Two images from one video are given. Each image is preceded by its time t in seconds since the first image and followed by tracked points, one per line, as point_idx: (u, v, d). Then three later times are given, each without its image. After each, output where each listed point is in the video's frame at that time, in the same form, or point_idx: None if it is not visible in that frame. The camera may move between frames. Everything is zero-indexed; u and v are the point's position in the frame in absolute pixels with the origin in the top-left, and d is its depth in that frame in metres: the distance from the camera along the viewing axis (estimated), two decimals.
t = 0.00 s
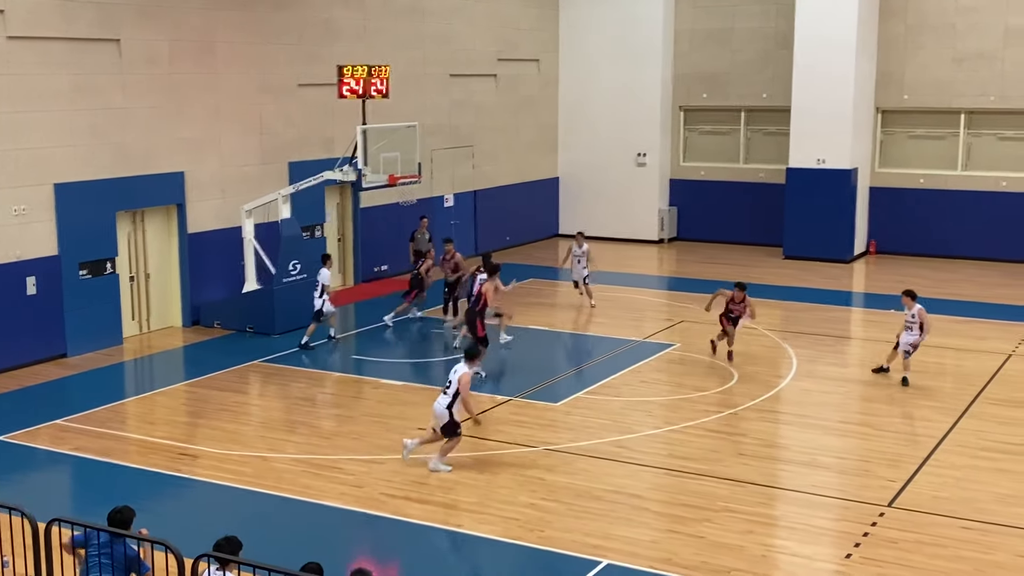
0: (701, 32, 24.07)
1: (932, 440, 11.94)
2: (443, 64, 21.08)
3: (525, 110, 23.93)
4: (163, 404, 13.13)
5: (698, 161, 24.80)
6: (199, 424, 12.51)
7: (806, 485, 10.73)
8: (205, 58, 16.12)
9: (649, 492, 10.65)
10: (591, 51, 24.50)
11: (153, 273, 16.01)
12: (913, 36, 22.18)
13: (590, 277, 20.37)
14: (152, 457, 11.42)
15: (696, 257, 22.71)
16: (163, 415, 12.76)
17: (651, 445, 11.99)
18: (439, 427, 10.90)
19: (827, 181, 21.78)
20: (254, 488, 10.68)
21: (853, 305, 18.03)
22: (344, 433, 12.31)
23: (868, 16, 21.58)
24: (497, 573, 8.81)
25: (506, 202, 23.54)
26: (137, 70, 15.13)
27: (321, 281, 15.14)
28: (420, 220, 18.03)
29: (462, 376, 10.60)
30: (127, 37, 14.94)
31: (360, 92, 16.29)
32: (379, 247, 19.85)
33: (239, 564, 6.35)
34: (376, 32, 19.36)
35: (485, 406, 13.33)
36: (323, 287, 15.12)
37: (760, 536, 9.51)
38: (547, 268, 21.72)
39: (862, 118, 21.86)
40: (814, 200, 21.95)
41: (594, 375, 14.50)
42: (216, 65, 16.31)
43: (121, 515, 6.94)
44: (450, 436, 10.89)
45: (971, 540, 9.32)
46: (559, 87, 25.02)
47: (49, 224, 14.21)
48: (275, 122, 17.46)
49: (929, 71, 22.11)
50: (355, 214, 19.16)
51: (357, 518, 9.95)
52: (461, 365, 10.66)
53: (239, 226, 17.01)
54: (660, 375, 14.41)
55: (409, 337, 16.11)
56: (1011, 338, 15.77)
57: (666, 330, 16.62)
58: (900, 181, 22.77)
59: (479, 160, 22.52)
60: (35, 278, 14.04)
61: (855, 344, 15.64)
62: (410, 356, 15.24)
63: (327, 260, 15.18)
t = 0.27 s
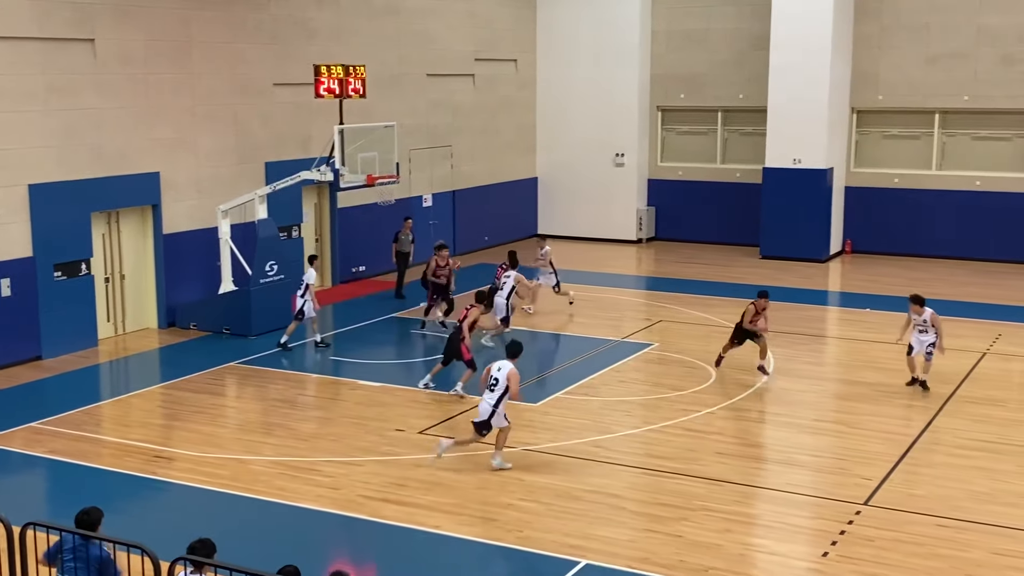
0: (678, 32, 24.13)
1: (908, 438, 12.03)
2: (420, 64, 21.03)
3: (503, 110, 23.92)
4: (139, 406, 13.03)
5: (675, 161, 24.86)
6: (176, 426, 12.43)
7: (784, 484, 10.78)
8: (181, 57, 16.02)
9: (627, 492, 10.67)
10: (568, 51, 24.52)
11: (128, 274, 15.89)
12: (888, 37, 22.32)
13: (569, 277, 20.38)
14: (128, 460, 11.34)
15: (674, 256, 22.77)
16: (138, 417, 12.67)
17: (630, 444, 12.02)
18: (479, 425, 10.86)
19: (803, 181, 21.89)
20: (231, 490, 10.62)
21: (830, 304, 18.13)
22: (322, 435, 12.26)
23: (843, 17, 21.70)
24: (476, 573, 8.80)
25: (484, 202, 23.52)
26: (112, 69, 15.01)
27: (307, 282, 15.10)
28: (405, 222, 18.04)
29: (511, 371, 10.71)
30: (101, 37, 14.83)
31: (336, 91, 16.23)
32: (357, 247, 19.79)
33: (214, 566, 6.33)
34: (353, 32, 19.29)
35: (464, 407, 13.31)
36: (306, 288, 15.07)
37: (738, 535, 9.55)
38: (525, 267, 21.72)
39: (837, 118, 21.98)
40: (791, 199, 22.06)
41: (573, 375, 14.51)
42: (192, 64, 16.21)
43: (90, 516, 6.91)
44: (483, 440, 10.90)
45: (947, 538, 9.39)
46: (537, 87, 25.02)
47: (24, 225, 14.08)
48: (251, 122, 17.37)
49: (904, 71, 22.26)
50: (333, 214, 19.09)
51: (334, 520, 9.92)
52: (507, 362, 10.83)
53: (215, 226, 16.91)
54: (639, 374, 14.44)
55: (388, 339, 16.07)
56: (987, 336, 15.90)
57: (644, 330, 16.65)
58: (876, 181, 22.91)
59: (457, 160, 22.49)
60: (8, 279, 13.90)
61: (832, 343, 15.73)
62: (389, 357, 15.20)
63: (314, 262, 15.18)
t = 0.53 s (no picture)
0: (655, 30, 24.15)
1: (885, 434, 12.09)
2: (397, 61, 20.96)
3: (480, 108, 23.88)
4: (114, 407, 12.93)
5: (653, 158, 24.89)
6: (152, 427, 12.34)
7: (762, 481, 10.81)
8: (155, 56, 15.89)
9: (606, 489, 10.67)
10: (545, 49, 24.49)
11: (103, 274, 15.76)
12: (864, 35, 22.42)
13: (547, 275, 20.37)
14: (104, 461, 11.24)
15: (652, 254, 22.80)
16: (114, 418, 12.57)
17: (610, 442, 12.02)
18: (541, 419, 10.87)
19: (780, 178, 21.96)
20: (208, 491, 10.55)
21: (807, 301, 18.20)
22: (300, 435, 12.20)
23: (819, 15, 21.77)
24: (455, 572, 8.77)
25: (462, 200, 23.47)
26: (86, 68, 14.88)
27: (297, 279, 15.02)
28: (392, 223, 18.22)
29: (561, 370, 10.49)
30: (75, 35, 14.69)
31: (312, 89, 16.16)
32: (334, 246, 19.72)
33: (190, 567, 6.28)
34: (328, 29, 19.19)
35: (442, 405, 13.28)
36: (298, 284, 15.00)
37: (717, 532, 9.56)
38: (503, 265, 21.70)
39: (813, 115, 22.06)
40: (768, 196, 22.13)
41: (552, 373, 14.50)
42: (167, 62, 16.08)
43: (60, 516, 6.84)
44: (577, 386, 11.07)
45: (924, 533, 9.44)
46: (514, 84, 24.99)
47: None
48: (227, 120, 17.26)
49: (880, 69, 22.37)
50: (309, 213, 19.01)
51: (312, 520, 9.87)
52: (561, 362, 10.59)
53: (190, 225, 16.78)
54: (617, 372, 14.45)
55: (366, 338, 16.02)
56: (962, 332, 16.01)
57: (622, 327, 16.67)
58: (852, 178, 23.01)
59: (434, 158, 22.43)
60: None
61: (809, 339, 15.78)
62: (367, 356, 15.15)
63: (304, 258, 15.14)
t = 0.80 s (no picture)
0: (624, 27, 24.21)
1: (854, 429, 12.19)
2: (367, 60, 20.91)
3: (451, 106, 23.86)
4: (84, 408, 12.83)
5: (623, 156, 24.95)
6: (122, 428, 12.26)
7: (733, 476, 10.87)
8: (123, 54, 15.78)
9: (578, 486, 10.70)
10: (516, 47, 24.50)
11: (72, 274, 15.63)
12: (831, 33, 22.56)
13: (519, 273, 20.39)
14: (73, 462, 11.16)
15: (624, 252, 22.86)
16: (83, 419, 12.47)
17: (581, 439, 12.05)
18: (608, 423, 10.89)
19: (749, 175, 22.07)
20: (178, 492, 10.49)
21: (777, 297, 18.31)
22: (271, 434, 12.16)
23: (787, 13, 21.89)
24: (428, 571, 8.77)
25: (433, 198, 23.45)
26: (52, 66, 14.75)
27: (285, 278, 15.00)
28: (373, 220, 18.18)
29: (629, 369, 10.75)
30: (41, 33, 14.57)
31: (283, 88, 16.11)
32: (305, 245, 19.66)
33: (165, 569, 6.26)
34: (298, 28, 19.11)
35: (413, 404, 13.27)
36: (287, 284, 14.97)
37: (689, 528, 9.61)
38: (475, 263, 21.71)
39: (782, 112, 22.17)
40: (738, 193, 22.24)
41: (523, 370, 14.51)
42: (135, 61, 15.97)
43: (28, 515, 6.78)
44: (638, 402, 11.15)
45: (893, 527, 9.53)
46: (485, 83, 24.98)
47: None
48: (196, 119, 17.16)
49: (847, 66, 22.52)
50: (280, 212, 18.92)
51: (283, 520, 9.83)
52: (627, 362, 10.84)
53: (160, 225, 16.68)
54: (589, 369, 14.48)
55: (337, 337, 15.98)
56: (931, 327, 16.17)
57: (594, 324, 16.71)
58: (821, 175, 23.16)
59: (405, 156, 22.40)
60: None
61: (779, 336, 15.88)
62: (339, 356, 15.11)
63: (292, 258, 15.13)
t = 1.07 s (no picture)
0: (584, 25, 24.25)
1: (813, 423, 12.31)
2: (326, 57, 20.80)
3: (412, 103, 23.80)
4: (42, 410, 12.68)
5: (584, 153, 25.01)
6: (80, 430, 12.12)
7: (694, 472, 10.95)
8: (79, 52, 15.59)
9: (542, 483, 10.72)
10: (476, 45, 24.47)
11: (28, 275, 15.44)
12: (789, 31, 22.73)
13: (481, 271, 20.40)
14: (30, 465, 11.02)
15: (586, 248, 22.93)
16: (41, 422, 12.32)
17: (544, 436, 12.08)
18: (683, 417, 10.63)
19: (709, 172, 22.20)
20: (139, 494, 10.40)
21: (737, 293, 18.45)
22: (232, 435, 12.08)
23: (745, 11, 22.03)
24: (392, 570, 8.76)
25: (395, 195, 23.39)
26: (7, 65, 14.55)
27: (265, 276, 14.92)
28: (347, 219, 18.07)
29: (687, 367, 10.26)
30: None
31: (242, 86, 15.99)
32: (264, 243, 19.54)
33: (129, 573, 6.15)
34: (256, 25, 18.97)
35: (375, 403, 13.23)
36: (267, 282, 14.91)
37: (652, 524, 9.66)
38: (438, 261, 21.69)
39: (741, 109, 22.32)
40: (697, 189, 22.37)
41: (486, 368, 14.52)
42: (90, 59, 15.78)
43: None
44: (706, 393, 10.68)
45: (853, 520, 9.64)
46: (446, 80, 24.93)
47: None
48: (154, 117, 16.99)
49: (805, 64, 22.70)
50: (240, 211, 18.78)
51: (245, 521, 9.78)
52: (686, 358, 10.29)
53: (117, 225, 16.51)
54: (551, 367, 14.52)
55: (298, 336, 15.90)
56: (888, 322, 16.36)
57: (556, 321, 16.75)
58: (779, 172, 23.35)
59: (366, 154, 22.32)
60: None
61: (739, 331, 16.00)
62: (300, 355, 15.02)
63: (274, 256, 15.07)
